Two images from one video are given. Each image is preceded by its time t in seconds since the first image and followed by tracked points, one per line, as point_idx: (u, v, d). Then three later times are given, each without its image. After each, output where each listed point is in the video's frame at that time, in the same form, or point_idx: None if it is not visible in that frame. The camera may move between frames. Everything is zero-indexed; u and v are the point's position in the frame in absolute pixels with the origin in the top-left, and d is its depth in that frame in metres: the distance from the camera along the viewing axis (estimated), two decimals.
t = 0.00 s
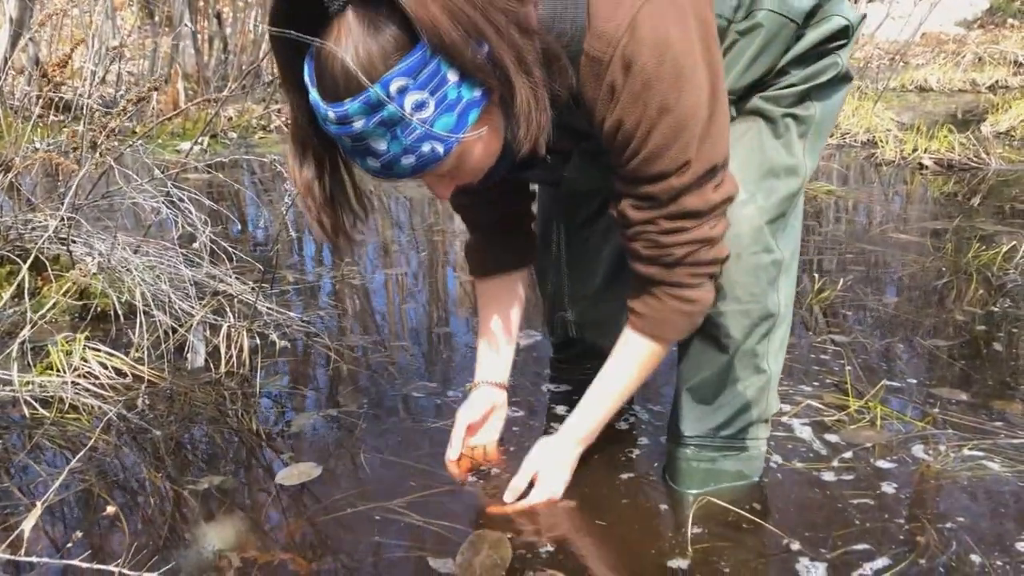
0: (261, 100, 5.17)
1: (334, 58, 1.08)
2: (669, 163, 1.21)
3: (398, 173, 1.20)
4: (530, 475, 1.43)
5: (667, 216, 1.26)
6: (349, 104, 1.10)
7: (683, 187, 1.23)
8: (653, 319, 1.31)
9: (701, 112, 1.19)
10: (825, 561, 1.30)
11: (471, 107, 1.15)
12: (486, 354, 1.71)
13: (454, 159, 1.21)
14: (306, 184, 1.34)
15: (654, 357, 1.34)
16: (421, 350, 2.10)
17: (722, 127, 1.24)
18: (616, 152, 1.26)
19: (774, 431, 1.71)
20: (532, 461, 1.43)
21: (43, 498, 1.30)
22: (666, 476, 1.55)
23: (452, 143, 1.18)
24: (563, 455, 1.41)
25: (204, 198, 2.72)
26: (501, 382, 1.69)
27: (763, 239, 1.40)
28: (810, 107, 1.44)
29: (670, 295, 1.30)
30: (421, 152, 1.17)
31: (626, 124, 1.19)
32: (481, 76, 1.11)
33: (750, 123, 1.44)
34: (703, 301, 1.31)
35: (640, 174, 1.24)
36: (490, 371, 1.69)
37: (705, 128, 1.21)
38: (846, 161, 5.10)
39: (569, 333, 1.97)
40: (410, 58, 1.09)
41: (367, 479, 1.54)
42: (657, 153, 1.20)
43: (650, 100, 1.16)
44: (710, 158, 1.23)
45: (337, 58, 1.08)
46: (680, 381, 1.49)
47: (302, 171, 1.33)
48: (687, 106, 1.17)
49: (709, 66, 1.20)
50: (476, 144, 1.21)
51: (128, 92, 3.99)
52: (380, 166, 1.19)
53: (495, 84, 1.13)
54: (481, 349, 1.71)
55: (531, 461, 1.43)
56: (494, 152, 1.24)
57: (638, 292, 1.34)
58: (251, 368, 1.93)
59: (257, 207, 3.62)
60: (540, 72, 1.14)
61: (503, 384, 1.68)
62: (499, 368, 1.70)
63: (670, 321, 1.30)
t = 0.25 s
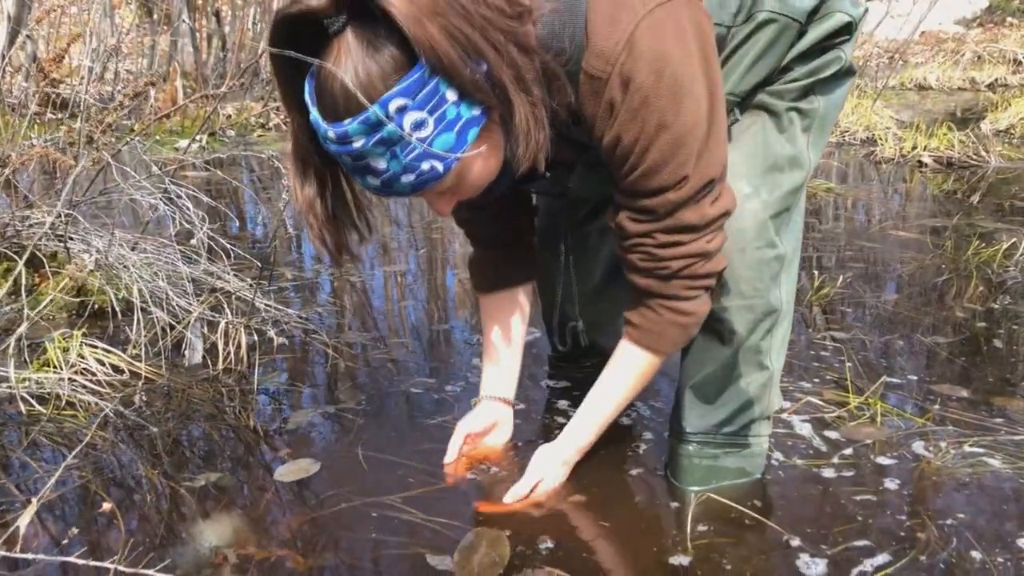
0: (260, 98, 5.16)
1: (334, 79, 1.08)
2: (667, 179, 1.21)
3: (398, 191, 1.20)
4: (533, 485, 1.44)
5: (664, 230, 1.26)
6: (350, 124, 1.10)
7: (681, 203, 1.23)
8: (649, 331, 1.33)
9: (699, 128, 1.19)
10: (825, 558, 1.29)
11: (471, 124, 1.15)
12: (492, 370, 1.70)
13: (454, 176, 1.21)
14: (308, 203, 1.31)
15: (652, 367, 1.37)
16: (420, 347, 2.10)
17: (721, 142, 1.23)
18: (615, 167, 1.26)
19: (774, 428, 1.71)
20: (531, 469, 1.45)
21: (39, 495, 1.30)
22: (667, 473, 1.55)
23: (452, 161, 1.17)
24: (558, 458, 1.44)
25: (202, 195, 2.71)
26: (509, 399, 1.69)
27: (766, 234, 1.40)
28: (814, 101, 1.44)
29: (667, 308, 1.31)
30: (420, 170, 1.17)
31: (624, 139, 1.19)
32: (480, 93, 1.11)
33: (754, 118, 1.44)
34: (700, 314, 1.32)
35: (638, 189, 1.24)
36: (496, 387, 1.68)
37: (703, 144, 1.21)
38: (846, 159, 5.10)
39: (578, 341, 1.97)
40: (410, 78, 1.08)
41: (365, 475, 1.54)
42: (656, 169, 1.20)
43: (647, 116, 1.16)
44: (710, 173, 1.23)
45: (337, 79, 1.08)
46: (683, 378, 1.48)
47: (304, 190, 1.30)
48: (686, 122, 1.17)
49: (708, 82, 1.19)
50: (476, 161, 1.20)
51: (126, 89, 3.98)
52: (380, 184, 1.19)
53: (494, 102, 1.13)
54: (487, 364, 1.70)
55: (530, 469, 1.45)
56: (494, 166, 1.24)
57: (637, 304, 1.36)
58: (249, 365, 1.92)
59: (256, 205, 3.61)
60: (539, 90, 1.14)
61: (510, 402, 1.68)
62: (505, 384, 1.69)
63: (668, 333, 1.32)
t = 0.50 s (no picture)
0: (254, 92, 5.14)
1: (322, 87, 1.07)
2: (657, 184, 1.20)
3: (388, 199, 1.18)
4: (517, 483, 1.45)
5: (652, 235, 1.25)
6: (338, 133, 1.08)
7: (670, 207, 1.21)
8: (636, 334, 1.33)
9: (689, 131, 1.17)
10: (822, 552, 1.28)
11: (460, 128, 1.13)
12: (490, 379, 1.67)
13: (445, 182, 1.19)
14: (301, 211, 1.29)
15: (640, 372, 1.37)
16: (414, 341, 2.08)
17: (712, 144, 1.22)
18: (607, 172, 1.25)
19: (771, 423, 1.70)
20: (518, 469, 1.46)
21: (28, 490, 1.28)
22: (662, 467, 1.54)
23: (442, 167, 1.15)
24: (550, 450, 1.45)
25: (194, 189, 2.69)
26: (507, 412, 1.65)
27: (763, 225, 1.38)
28: (811, 90, 1.42)
29: (655, 311, 1.31)
30: (410, 176, 1.15)
31: (613, 143, 1.18)
32: (469, 94, 1.09)
33: (750, 109, 1.42)
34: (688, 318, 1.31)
35: (627, 194, 1.23)
36: (493, 397, 1.65)
37: (694, 147, 1.19)
38: (842, 154, 5.09)
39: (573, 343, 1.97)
40: (398, 85, 1.06)
41: (358, 470, 1.52)
42: (646, 174, 1.19)
43: (637, 119, 1.15)
44: (701, 175, 1.22)
45: (324, 87, 1.06)
46: (679, 371, 1.47)
47: (296, 198, 1.28)
48: (676, 126, 1.16)
49: (699, 85, 1.18)
50: (465, 165, 1.18)
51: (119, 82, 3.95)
52: (370, 192, 1.16)
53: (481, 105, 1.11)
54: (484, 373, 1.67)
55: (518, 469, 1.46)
56: (484, 170, 1.22)
57: (626, 306, 1.35)
58: (241, 359, 1.91)
59: (250, 199, 3.60)
60: (529, 93, 1.13)
61: (508, 413, 1.64)
62: (503, 394, 1.66)
63: (655, 336, 1.32)
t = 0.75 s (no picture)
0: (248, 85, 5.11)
1: (311, 77, 1.05)
2: (649, 181, 1.18)
3: (379, 190, 1.16)
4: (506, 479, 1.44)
5: (644, 233, 1.24)
6: (327, 123, 1.06)
7: (661, 204, 1.20)
8: (627, 333, 1.32)
9: (683, 129, 1.16)
10: (821, 546, 1.27)
11: (451, 120, 1.11)
12: (485, 377, 1.65)
13: (436, 173, 1.17)
14: (288, 203, 1.27)
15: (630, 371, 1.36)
16: (408, 334, 2.07)
17: (705, 142, 1.20)
18: (600, 167, 1.23)
19: (768, 416, 1.69)
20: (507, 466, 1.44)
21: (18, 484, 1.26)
22: (658, 460, 1.53)
23: (433, 159, 1.13)
24: (540, 446, 1.44)
25: (187, 181, 2.67)
26: (503, 411, 1.63)
27: (760, 216, 1.37)
28: (809, 80, 1.42)
29: (647, 309, 1.29)
30: (400, 168, 1.13)
31: (606, 140, 1.17)
32: (460, 85, 1.07)
33: (746, 101, 1.39)
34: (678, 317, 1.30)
35: (618, 190, 1.22)
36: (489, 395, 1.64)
37: (688, 145, 1.17)
38: (838, 147, 5.08)
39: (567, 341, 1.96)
40: (387, 76, 1.04)
41: (352, 464, 1.51)
42: (639, 170, 1.18)
43: (631, 115, 1.13)
44: (694, 173, 1.20)
45: (313, 78, 1.04)
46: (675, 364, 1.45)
47: (283, 190, 1.26)
48: (670, 122, 1.14)
49: (693, 81, 1.16)
50: (456, 158, 1.16)
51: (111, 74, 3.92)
52: (361, 184, 1.14)
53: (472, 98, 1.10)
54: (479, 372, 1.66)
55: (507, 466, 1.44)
56: (476, 163, 1.20)
57: (618, 303, 1.34)
58: (234, 353, 1.89)
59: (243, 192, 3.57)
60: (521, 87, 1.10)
61: (504, 413, 1.62)
62: (499, 392, 1.64)
63: (646, 334, 1.31)
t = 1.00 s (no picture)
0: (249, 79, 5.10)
1: (312, 60, 1.04)
2: (651, 170, 1.17)
3: (380, 174, 1.15)
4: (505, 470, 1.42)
5: (646, 223, 1.23)
6: (329, 105, 1.05)
7: (664, 193, 1.19)
8: (628, 324, 1.31)
9: (687, 117, 1.15)
10: (826, 542, 1.26)
11: (453, 103, 1.09)
12: (494, 362, 1.64)
13: (438, 157, 1.16)
14: (289, 188, 1.27)
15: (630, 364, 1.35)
16: (410, 328, 2.06)
17: (709, 131, 1.19)
18: (603, 156, 1.22)
19: (772, 411, 1.68)
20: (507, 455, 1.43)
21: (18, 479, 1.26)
22: (661, 456, 1.52)
23: (435, 142, 1.12)
24: (540, 438, 1.43)
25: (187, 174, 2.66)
26: (513, 397, 1.61)
27: (763, 209, 1.36)
28: (812, 73, 1.42)
29: (648, 301, 1.28)
30: (401, 152, 1.12)
31: (609, 128, 1.15)
32: (462, 69, 1.06)
33: (750, 93, 1.39)
34: (680, 309, 1.29)
35: (620, 179, 1.21)
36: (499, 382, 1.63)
37: (691, 134, 1.16)
38: (841, 141, 5.06)
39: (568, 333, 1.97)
40: (389, 57, 1.03)
41: (354, 458, 1.50)
42: (642, 158, 1.17)
43: (634, 103, 1.12)
44: (696, 162, 1.19)
45: (314, 60, 1.03)
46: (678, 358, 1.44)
47: (284, 175, 1.26)
48: (673, 110, 1.13)
49: (696, 69, 1.15)
50: (456, 144, 1.15)
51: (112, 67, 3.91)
52: (362, 167, 1.14)
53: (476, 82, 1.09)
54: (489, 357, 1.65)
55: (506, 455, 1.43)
56: (478, 147, 1.19)
57: (620, 294, 1.33)
58: (235, 347, 1.88)
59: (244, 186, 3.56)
60: (524, 72, 1.08)
61: (514, 399, 1.61)
62: (508, 378, 1.63)
63: (647, 326, 1.30)
